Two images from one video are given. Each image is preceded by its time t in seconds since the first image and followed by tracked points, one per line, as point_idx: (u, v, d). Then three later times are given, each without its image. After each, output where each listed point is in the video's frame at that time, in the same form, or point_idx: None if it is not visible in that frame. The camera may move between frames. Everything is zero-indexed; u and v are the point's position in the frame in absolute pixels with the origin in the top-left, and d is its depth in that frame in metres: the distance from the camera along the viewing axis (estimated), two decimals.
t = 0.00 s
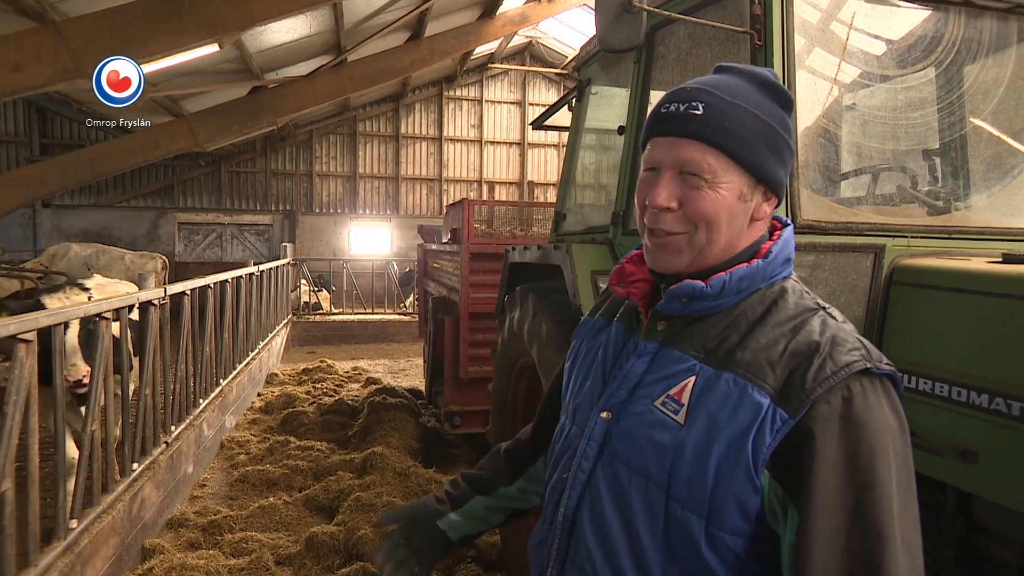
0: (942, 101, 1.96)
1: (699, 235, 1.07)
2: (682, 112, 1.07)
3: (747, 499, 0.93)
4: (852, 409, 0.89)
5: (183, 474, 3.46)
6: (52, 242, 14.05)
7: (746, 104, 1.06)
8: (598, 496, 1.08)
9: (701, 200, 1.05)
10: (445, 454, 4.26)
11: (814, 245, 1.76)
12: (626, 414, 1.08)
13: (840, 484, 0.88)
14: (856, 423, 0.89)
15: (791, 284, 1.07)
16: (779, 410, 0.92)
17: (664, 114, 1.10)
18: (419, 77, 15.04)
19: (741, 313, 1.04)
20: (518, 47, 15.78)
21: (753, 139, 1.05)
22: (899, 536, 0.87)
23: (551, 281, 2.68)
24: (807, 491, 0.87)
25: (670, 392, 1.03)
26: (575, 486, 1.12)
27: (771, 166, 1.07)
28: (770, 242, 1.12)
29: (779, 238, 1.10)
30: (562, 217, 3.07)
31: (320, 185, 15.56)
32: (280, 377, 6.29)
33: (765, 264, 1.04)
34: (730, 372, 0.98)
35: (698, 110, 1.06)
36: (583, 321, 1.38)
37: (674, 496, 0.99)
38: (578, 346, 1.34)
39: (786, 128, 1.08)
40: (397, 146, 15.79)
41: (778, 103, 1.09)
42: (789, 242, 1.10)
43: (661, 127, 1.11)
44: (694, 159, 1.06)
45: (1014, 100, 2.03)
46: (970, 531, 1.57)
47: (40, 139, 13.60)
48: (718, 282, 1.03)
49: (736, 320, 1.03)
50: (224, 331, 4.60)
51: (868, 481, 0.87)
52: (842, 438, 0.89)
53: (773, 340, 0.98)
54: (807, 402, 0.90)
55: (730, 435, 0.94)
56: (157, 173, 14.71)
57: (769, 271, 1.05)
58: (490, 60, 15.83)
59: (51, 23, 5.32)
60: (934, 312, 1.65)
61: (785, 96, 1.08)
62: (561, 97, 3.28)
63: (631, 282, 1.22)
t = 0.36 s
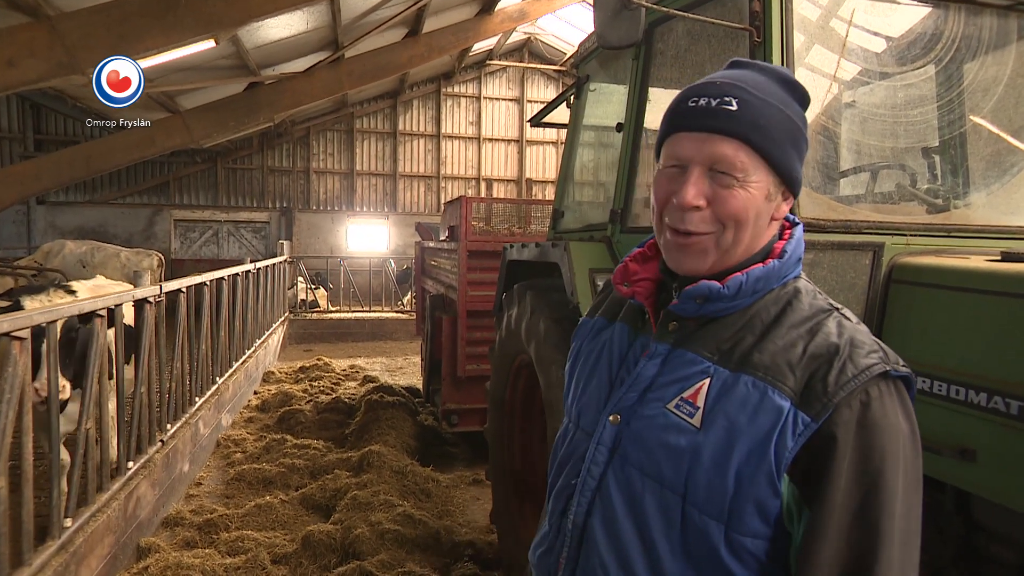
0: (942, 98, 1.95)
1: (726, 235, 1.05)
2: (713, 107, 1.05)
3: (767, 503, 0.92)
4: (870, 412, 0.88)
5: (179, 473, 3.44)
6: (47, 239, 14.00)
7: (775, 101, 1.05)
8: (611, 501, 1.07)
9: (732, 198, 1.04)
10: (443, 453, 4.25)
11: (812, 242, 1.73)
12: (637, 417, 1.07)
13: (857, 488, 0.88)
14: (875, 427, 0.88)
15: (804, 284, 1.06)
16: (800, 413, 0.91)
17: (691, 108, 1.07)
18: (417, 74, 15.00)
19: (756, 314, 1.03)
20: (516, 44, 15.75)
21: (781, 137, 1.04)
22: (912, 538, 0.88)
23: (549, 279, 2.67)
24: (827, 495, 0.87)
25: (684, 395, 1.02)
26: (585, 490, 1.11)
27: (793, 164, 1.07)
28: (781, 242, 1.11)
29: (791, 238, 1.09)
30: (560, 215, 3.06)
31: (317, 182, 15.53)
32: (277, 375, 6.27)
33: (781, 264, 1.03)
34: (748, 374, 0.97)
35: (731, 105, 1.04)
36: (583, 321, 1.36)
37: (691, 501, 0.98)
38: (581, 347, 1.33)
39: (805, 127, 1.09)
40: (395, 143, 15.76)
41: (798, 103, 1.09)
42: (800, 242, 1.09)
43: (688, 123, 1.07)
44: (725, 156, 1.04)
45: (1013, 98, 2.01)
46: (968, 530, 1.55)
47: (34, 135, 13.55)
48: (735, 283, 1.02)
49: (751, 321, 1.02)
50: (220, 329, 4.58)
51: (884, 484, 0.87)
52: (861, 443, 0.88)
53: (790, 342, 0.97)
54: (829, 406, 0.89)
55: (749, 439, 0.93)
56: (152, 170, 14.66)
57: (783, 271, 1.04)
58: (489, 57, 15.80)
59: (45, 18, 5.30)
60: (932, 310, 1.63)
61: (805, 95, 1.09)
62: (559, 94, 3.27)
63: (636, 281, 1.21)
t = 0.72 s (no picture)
0: (939, 95, 1.93)
1: (752, 234, 1.05)
2: (743, 105, 1.03)
3: (766, 501, 0.91)
4: (869, 409, 0.88)
5: (175, 473, 3.43)
6: (42, 239, 13.96)
7: (792, 101, 1.07)
8: (609, 499, 1.06)
9: (761, 197, 1.04)
10: (440, 452, 4.24)
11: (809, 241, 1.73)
12: (635, 416, 1.06)
13: (857, 484, 0.87)
14: (873, 424, 0.87)
15: (801, 282, 1.05)
16: (798, 410, 0.91)
17: (718, 104, 1.04)
18: (414, 72, 14.98)
19: (754, 311, 1.02)
20: (514, 42, 15.73)
21: (798, 135, 1.06)
22: (911, 536, 0.87)
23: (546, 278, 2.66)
24: (826, 492, 0.86)
25: (683, 393, 1.01)
26: (584, 489, 1.10)
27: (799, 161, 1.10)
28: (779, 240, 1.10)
29: (789, 236, 1.09)
30: (557, 213, 3.06)
31: (314, 181, 15.52)
32: (274, 374, 6.26)
33: (778, 262, 1.03)
34: (747, 372, 0.97)
35: (762, 104, 1.03)
36: (581, 319, 1.36)
37: (690, 499, 0.97)
38: (578, 346, 1.32)
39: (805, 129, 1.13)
40: (392, 141, 15.74)
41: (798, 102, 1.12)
42: (799, 240, 1.09)
43: (715, 120, 1.05)
44: (755, 155, 1.03)
45: (1011, 95, 2.00)
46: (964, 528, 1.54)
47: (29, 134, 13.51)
48: (733, 280, 1.01)
49: (749, 318, 1.02)
50: (216, 328, 4.56)
51: (882, 480, 0.87)
52: (859, 440, 0.87)
53: (788, 339, 0.96)
54: (827, 403, 0.89)
55: (748, 437, 0.93)
56: (148, 169, 14.63)
57: (781, 268, 1.03)
58: (486, 55, 15.78)
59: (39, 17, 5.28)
60: (929, 308, 1.62)
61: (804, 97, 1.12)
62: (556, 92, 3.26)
63: (633, 279, 1.21)
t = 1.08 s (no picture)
0: (936, 94, 1.93)
1: (743, 232, 1.04)
2: (731, 104, 1.02)
3: (757, 497, 0.91)
4: (859, 407, 0.88)
5: (171, 474, 3.42)
6: (38, 239, 13.93)
7: (780, 101, 1.06)
8: (602, 497, 1.05)
9: (751, 196, 1.03)
10: (438, 453, 4.24)
11: (806, 241, 1.73)
12: (627, 413, 1.06)
13: (846, 481, 0.87)
14: (863, 422, 0.87)
15: (792, 281, 1.05)
16: (790, 408, 0.90)
17: (706, 104, 1.04)
18: (412, 72, 14.98)
19: (746, 309, 1.02)
20: (511, 41, 15.74)
21: (787, 135, 1.06)
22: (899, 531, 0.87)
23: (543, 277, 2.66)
24: (818, 489, 0.86)
25: (675, 390, 1.01)
26: (576, 488, 1.09)
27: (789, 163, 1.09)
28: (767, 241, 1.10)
29: (780, 236, 1.09)
30: (554, 213, 3.06)
31: (312, 181, 15.51)
32: (271, 375, 6.25)
33: (770, 261, 1.02)
34: (738, 369, 0.96)
35: (750, 103, 1.02)
36: (572, 317, 1.35)
37: (682, 496, 0.96)
38: (570, 345, 1.32)
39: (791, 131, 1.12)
40: (390, 141, 15.74)
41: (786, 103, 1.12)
42: (789, 240, 1.09)
43: (704, 120, 1.04)
44: (744, 154, 1.03)
45: (1008, 94, 1.99)
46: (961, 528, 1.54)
47: (25, 133, 13.48)
48: (726, 280, 1.01)
49: (741, 316, 1.02)
50: (213, 328, 4.55)
51: (872, 476, 0.87)
52: (849, 437, 0.87)
53: (779, 338, 0.96)
54: (818, 400, 0.88)
55: (740, 434, 0.92)
56: (145, 169, 14.61)
57: (773, 268, 1.03)
58: (484, 54, 15.80)
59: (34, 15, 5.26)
60: (925, 308, 1.62)
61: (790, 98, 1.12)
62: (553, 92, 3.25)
63: (625, 277, 1.21)
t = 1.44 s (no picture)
0: (933, 94, 1.92)
1: (678, 242, 1.06)
2: (644, 122, 1.05)
3: (734, 495, 0.91)
4: (837, 406, 0.87)
5: (166, 473, 3.41)
6: (33, 236, 13.90)
7: (710, 104, 1.02)
8: (585, 493, 1.05)
9: (674, 208, 1.04)
10: (434, 452, 4.23)
11: (803, 240, 1.73)
12: (612, 411, 1.05)
13: (824, 481, 0.87)
14: (840, 421, 0.87)
15: (779, 280, 1.05)
16: (767, 406, 0.90)
17: (629, 123, 1.08)
18: (409, 70, 14.96)
19: (731, 307, 1.02)
20: (509, 39, 15.72)
21: (719, 140, 1.02)
22: (876, 531, 0.87)
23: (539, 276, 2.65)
24: (794, 487, 0.86)
25: (657, 388, 1.00)
26: (561, 483, 1.09)
27: (743, 163, 1.04)
28: (757, 237, 1.11)
29: (767, 233, 1.08)
30: (550, 212, 3.06)
31: (309, 179, 15.49)
32: (267, 373, 6.24)
33: (754, 259, 1.02)
34: (719, 367, 0.96)
35: (660, 119, 1.03)
36: (569, 316, 1.35)
37: (662, 494, 0.96)
38: (565, 342, 1.31)
39: (755, 121, 1.05)
40: (387, 139, 15.72)
41: (744, 95, 1.05)
42: (776, 238, 1.08)
43: (628, 138, 1.08)
44: (659, 168, 1.04)
45: (1004, 94, 1.99)
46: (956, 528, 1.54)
47: (20, 130, 13.45)
48: (707, 277, 1.01)
49: (725, 314, 1.01)
50: (209, 327, 4.54)
51: (850, 476, 0.86)
52: (827, 436, 0.87)
53: (761, 336, 0.96)
54: (794, 399, 0.88)
55: (719, 432, 0.92)
56: (142, 167, 14.57)
57: (757, 266, 1.03)
58: (482, 52, 15.78)
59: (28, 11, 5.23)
60: (921, 307, 1.61)
61: (750, 87, 1.04)
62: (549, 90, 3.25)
63: (616, 277, 1.20)
